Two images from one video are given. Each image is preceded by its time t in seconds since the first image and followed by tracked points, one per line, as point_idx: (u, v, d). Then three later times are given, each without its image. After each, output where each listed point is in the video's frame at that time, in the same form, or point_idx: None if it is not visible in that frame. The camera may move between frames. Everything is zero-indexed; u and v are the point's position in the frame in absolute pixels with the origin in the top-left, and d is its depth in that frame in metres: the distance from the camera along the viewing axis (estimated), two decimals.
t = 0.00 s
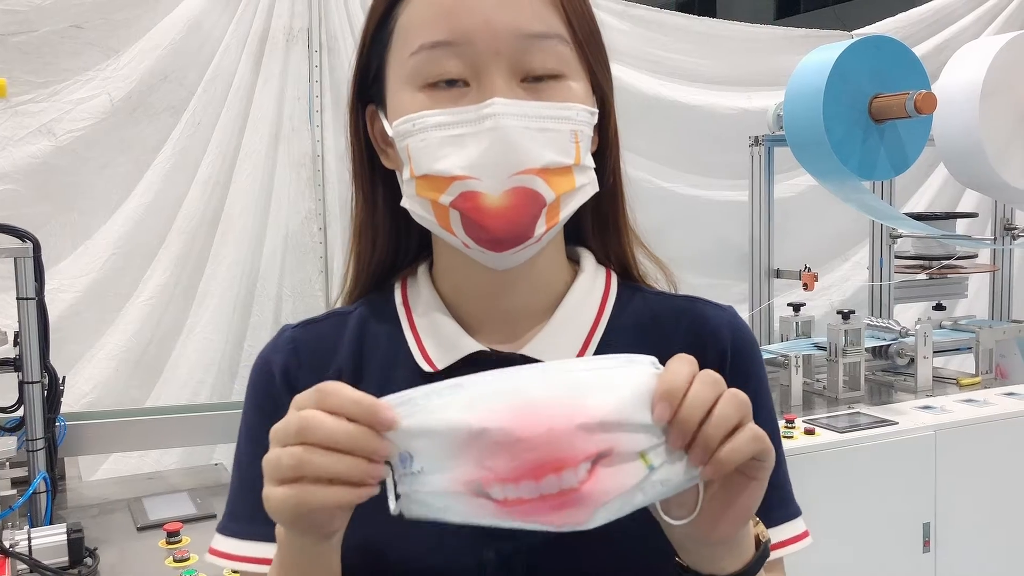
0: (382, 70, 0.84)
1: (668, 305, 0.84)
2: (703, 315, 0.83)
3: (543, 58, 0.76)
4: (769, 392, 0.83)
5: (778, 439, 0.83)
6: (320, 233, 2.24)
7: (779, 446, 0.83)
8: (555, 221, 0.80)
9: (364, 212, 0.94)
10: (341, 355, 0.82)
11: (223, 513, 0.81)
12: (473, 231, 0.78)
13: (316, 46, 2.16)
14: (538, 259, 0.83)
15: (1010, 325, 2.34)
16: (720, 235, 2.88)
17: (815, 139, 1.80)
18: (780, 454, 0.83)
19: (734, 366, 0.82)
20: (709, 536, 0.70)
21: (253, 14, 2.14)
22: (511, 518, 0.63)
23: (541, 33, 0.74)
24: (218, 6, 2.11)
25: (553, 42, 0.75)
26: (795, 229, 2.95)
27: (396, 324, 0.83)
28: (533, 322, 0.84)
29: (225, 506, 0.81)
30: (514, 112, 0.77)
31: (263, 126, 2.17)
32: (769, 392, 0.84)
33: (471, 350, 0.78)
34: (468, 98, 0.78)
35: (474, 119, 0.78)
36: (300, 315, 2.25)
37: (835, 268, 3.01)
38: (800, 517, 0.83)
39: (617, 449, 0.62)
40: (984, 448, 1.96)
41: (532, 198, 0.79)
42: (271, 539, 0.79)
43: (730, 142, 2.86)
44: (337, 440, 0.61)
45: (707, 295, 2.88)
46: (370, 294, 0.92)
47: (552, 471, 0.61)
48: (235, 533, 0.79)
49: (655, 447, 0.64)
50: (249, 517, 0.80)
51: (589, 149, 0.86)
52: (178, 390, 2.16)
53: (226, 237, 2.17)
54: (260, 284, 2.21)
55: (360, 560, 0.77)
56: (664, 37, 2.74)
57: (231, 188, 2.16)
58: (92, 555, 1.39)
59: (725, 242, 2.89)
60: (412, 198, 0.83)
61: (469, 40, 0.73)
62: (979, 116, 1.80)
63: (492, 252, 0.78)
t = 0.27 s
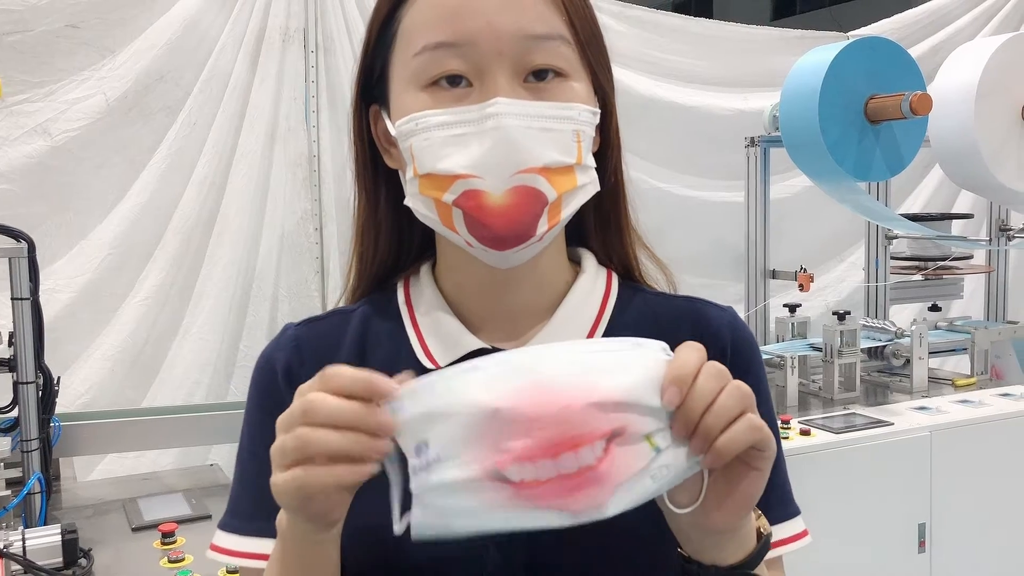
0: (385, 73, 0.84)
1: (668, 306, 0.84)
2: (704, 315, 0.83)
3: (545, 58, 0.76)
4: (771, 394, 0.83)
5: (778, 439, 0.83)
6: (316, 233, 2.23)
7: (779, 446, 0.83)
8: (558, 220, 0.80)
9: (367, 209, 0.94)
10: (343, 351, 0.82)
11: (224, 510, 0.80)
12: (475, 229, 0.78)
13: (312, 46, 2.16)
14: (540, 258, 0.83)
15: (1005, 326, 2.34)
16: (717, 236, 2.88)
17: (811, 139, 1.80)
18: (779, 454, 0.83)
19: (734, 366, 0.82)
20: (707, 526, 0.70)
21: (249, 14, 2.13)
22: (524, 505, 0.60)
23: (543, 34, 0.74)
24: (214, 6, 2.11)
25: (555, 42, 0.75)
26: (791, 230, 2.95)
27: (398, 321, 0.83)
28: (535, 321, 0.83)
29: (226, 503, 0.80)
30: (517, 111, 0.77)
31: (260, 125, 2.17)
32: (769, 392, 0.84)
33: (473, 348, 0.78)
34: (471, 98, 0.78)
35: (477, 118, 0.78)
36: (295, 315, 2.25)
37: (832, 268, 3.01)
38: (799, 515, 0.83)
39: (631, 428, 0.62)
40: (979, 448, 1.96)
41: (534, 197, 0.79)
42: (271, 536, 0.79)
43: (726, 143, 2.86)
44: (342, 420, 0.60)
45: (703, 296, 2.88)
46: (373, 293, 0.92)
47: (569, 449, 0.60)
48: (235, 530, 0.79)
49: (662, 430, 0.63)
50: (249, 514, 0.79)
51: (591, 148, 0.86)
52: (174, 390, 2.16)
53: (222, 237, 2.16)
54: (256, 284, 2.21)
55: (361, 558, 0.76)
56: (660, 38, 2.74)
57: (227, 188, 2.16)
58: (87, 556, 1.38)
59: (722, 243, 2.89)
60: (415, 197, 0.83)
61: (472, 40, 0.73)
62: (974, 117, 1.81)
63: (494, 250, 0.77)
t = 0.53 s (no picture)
0: (390, 78, 0.84)
1: (667, 305, 0.84)
2: (704, 315, 0.83)
3: (549, 76, 0.76)
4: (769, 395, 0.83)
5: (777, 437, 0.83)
6: (313, 234, 2.23)
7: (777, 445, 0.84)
8: (556, 233, 0.82)
9: (371, 205, 0.94)
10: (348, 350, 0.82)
11: (228, 505, 0.79)
12: (475, 241, 0.79)
13: (309, 47, 2.16)
14: (541, 263, 0.83)
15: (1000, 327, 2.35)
16: (713, 237, 2.89)
17: (806, 141, 1.81)
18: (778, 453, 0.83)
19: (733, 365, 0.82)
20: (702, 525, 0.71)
21: (245, 15, 2.13)
22: (576, 530, 0.58)
23: (547, 51, 0.74)
24: (210, 6, 2.10)
25: (559, 59, 0.75)
26: (787, 231, 2.96)
27: (401, 319, 0.83)
28: (537, 321, 0.84)
29: (230, 499, 0.79)
30: (519, 129, 0.78)
31: (256, 126, 2.17)
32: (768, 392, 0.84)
33: (475, 345, 0.79)
34: (473, 114, 0.78)
35: (480, 134, 0.78)
36: (292, 316, 2.24)
37: (828, 269, 3.02)
38: (795, 514, 0.83)
39: (659, 434, 0.62)
40: (974, 449, 1.97)
41: (533, 213, 0.80)
42: (275, 531, 0.77)
43: (722, 145, 2.87)
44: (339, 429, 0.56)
45: (700, 296, 2.88)
46: (376, 292, 0.92)
47: (608, 463, 0.59)
48: (238, 524, 0.77)
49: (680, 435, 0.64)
50: (253, 509, 0.77)
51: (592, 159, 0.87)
52: (170, 391, 2.15)
53: (218, 238, 2.16)
54: (252, 284, 2.21)
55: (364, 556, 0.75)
56: (656, 40, 2.74)
57: (223, 188, 2.16)
58: (82, 557, 1.38)
59: (717, 244, 2.90)
60: (417, 207, 0.85)
61: (476, 57, 0.73)
62: (969, 120, 1.81)
63: (493, 260, 0.79)
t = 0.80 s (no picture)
0: (391, 81, 0.84)
1: (667, 307, 0.84)
2: (705, 317, 0.83)
3: (548, 79, 0.76)
4: (769, 397, 0.83)
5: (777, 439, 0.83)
6: (309, 236, 2.23)
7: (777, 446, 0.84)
8: (556, 236, 0.81)
9: (372, 208, 0.94)
10: (350, 353, 0.81)
11: (233, 508, 0.78)
12: (475, 244, 0.79)
13: (305, 49, 2.16)
14: (541, 267, 0.84)
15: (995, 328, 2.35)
16: (709, 239, 2.89)
17: (802, 143, 1.81)
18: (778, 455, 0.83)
19: (733, 367, 0.82)
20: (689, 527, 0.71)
21: (241, 17, 2.13)
22: (542, 530, 0.59)
23: (546, 54, 0.74)
24: (206, 8, 2.10)
25: (559, 62, 0.75)
26: (783, 232, 2.96)
27: (402, 324, 0.83)
28: (538, 324, 0.84)
29: (235, 502, 0.79)
30: (519, 132, 0.78)
31: (252, 128, 2.17)
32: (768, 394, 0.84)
33: (476, 349, 0.79)
34: (473, 116, 0.78)
35: (480, 137, 0.78)
36: (288, 318, 2.24)
37: (823, 270, 3.02)
38: (795, 517, 0.83)
39: (638, 442, 0.62)
40: (970, 450, 1.97)
41: (533, 215, 0.80)
42: (282, 533, 0.76)
43: (717, 146, 2.87)
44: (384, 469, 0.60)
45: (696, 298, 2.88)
46: (377, 296, 0.92)
47: (580, 470, 0.59)
48: (244, 528, 0.77)
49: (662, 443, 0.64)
50: (259, 511, 0.77)
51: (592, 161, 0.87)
52: (166, 393, 2.15)
53: (214, 239, 2.16)
54: (249, 286, 2.21)
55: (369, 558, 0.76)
56: (652, 42, 2.74)
57: (220, 190, 2.16)
58: (78, 559, 1.38)
59: (714, 246, 2.90)
60: (418, 210, 0.84)
61: (477, 59, 0.73)
62: (963, 122, 1.82)
63: (494, 263, 0.79)
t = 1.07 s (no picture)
0: (390, 79, 0.84)
1: (663, 309, 0.84)
2: (701, 319, 0.83)
3: (551, 80, 0.76)
4: (765, 398, 0.84)
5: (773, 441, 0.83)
6: (306, 237, 2.23)
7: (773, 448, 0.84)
8: (557, 239, 0.81)
9: (367, 208, 0.94)
10: (346, 355, 0.81)
11: (229, 510, 0.79)
12: (476, 246, 0.79)
13: (301, 50, 2.16)
14: (539, 270, 0.84)
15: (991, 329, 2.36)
16: (705, 240, 2.90)
17: (799, 144, 1.81)
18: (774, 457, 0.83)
19: (730, 369, 0.82)
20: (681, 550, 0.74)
21: (238, 18, 2.13)
22: (493, 549, 0.64)
23: (549, 54, 0.74)
24: (203, 10, 2.10)
25: (560, 63, 0.75)
26: (779, 234, 2.97)
27: (399, 326, 0.83)
28: (535, 325, 0.84)
29: (231, 504, 0.80)
30: (521, 133, 0.78)
31: (249, 129, 2.17)
32: (764, 396, 0.84)
33: (474, 350, 0.79)
34: (476, 117, 0.78)
35: (482, 139, 0.78)
36: (285, 319, 2.24)
37: (819, 272, 3.03)
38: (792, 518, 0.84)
39: (613, 496, 0.64)
40: (966, 450, 1.98)
41: (536, 218, 0.80)
42: (278, 535, 0.78)
43: (714, 148, 2.88)
44: (365, 452, 0.63)
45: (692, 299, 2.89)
46: (373, 298, 0.92)
47: (544, 509, 0.63)
48: (240, 529, 0.78)
49: (655, 499, 0.65)
50: (254, 513, 0.78)
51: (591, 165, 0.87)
52: (162, 395, 2.15)
53: (211, 240, 2.16)
54: (245, 287, 2.21)
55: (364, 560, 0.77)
56: (649, 43, 2.74)
57: (216, 191, 2.16)
58: (74, 561, 1.37)
59: (710, 247, 2.91)
60: (418, 212, 0.84)
61: (479, 58, 0.73)
62: (959, 123, 1.82)
63: (495, 267, 0.79)
